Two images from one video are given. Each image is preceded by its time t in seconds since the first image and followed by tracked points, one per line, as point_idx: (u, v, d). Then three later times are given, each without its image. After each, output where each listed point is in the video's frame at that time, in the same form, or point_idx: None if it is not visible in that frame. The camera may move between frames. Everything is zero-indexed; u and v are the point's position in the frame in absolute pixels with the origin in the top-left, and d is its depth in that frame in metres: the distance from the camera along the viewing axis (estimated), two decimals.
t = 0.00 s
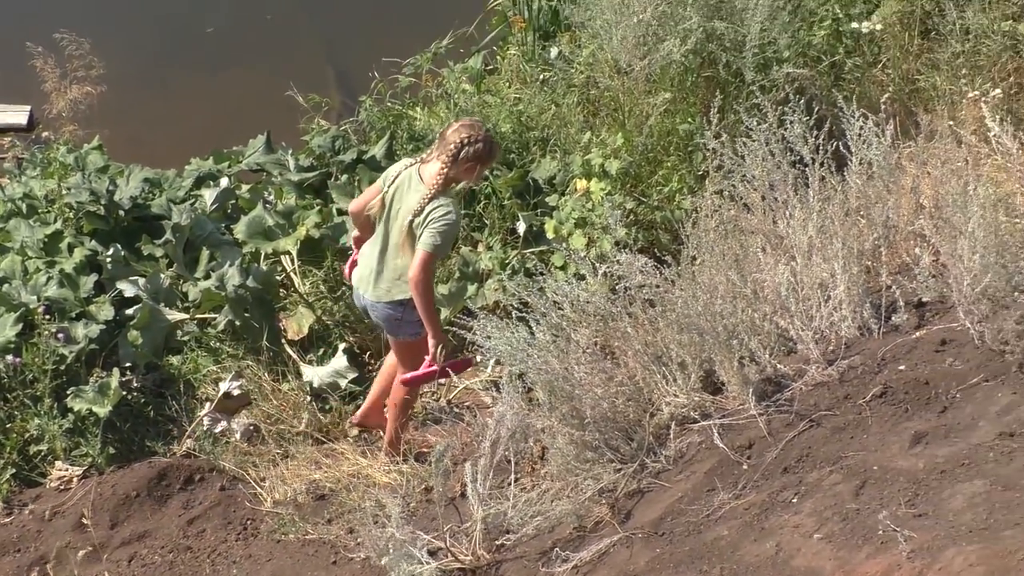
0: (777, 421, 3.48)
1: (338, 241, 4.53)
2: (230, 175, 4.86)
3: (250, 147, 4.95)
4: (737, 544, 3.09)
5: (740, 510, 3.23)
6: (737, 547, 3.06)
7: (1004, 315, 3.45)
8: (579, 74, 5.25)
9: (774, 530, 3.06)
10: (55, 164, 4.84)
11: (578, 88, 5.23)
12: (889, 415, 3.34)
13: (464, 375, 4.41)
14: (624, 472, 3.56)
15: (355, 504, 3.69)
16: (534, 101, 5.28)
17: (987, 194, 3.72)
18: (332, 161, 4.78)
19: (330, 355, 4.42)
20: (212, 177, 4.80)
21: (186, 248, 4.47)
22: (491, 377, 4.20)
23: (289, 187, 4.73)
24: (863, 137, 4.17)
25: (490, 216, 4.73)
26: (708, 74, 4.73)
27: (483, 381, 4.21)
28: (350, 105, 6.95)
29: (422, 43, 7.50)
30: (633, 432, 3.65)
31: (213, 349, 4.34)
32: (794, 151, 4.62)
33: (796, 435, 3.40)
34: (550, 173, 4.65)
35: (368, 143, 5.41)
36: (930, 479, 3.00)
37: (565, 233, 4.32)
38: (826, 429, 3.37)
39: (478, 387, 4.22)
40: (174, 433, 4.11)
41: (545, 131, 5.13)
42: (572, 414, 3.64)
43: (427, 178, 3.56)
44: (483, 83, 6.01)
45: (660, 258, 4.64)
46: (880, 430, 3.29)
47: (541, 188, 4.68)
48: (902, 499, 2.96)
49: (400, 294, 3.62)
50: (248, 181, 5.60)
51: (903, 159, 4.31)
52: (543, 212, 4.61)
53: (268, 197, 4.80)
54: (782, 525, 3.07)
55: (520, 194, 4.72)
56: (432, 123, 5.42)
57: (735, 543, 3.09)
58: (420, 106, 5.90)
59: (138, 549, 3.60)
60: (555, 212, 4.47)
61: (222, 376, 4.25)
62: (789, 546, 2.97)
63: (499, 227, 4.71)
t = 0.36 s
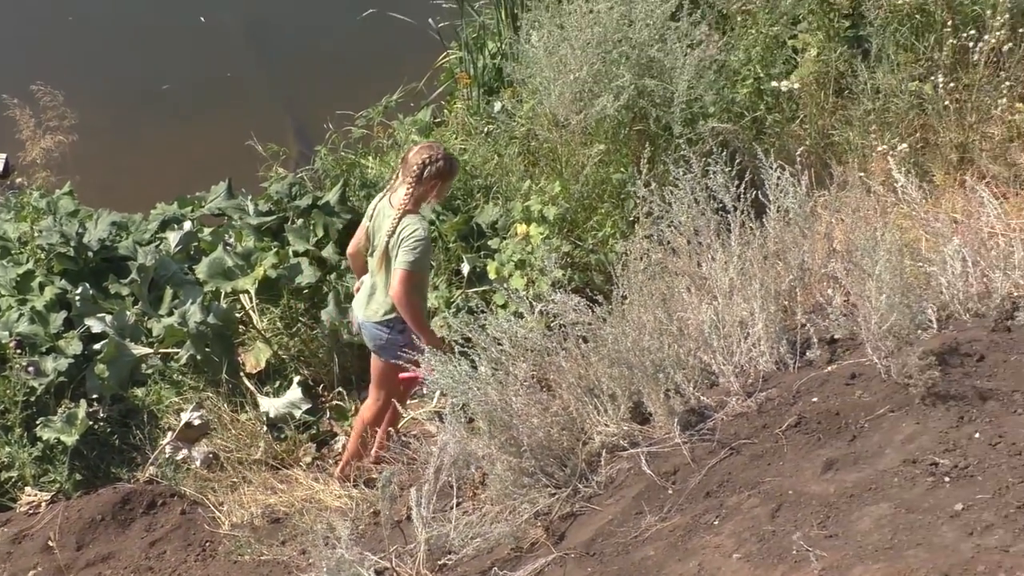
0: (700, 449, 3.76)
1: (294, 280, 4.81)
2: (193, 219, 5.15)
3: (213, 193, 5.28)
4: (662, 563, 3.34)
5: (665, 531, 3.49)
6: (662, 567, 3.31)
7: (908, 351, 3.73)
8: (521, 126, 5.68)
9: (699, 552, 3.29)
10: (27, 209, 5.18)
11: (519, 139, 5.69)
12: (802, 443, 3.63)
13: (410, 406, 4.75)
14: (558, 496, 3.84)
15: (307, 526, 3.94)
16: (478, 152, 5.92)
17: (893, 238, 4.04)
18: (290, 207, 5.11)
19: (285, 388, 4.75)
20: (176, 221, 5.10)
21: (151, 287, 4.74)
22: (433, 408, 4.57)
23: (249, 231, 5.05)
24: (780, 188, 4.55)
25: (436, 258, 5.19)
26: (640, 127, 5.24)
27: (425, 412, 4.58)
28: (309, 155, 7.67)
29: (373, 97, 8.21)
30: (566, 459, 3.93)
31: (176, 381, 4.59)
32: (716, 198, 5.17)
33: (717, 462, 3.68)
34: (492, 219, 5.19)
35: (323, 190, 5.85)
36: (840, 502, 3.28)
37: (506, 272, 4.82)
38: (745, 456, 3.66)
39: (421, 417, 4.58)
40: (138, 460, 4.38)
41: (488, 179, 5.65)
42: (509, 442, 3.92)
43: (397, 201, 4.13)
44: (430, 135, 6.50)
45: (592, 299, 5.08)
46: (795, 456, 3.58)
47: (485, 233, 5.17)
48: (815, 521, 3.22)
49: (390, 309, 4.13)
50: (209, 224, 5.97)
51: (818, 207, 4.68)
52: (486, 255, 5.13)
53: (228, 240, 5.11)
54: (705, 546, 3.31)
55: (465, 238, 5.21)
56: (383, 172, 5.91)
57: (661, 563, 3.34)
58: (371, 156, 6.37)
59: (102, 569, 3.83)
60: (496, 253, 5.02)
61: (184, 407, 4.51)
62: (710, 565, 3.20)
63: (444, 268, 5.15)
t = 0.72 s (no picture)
0: (633, 455, 4.06)
1: (257, 301, 5.16)
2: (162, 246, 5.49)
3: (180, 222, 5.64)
4: (599, 560, 3.59)
5: (602, 532, 3.75)
6: (599, 564, 3.56)
7: (823, 362, 4.06)
8: (467, 158, 6.35)
9: (632, 549, 3.55)
10: (7, 238, 5.65)
11: (466, 170, 6.30)
12: (727, 448, 3.93)
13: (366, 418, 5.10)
14: (502, 501, 4.14)
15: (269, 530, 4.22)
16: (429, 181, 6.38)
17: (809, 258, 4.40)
18: (252, 234, 5.52)
19: (250, 403, 5.05)
20: (146, 248, 5.44)
21: (123, 309, 5.06)
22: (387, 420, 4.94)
23: (214, 256, 5.38)
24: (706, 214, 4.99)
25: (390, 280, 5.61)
26: (577, 158, 5.91)
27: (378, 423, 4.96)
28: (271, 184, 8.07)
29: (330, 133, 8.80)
30: (510, 465, 4.24)
31: (147, 397, 4.91)
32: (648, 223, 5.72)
33: (650, 466, 3.98)
34: (440, 245, 5.75)
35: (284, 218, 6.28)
36: (762, 502, 3.55)
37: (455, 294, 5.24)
38: (676, 461, 3.95)
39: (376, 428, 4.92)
40: (111, 471, 4.67)
41: (437, 207, 6.24)
42: (457, 450, 4.21)
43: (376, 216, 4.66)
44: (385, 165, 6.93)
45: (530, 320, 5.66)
46: (721, 460, 3.87)
47: (435, 256, 5.73)
48: (739, 520, 3.48)
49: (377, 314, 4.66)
50: (177, 250, 6.35)
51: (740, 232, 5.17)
52: (436, 276, 5.66)
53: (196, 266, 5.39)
54: (637, 544, 3.57)
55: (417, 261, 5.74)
56: (340, 201, 6.35)
57: (598, 560, 3.60)
58: (330, 185, 6.80)
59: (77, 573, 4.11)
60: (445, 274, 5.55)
61: (154, 421, 4.82)
62: (643, 563, 3.45)
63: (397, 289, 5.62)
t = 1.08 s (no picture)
0: (599, 462, 4.30)
1: (242, 322, 5.38)
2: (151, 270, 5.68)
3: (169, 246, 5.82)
4: (569, 563, 3.78)
5: (572, 535, 3.96)
6: (569, 567, 3.75)
7: (779, 372, 4.33)
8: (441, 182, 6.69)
9: (599, 552, 3.75)
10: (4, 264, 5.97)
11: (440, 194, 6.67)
12: (689, 454, 4.16)
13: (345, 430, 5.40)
14: (477, 508, 4.35)
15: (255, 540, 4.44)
16: (404, 206, 6.70)
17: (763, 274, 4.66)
18: (238, 257, 5.67)
19: (235, 418, 5.34)
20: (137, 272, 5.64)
21: (114, 330, 5.23)
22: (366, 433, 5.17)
23: (202, 279, 5.57)
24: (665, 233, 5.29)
25: (368, 300, 5.92)
26: (545, 182, 6.22)
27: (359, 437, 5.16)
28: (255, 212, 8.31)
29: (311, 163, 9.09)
30: (483, 474, 4.47)
31: (137, 415, 5.16)
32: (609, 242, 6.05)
33: (616, 473, 4.20)
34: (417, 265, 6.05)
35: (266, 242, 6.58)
36: (722, 505, 3.74)
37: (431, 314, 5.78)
38: (639, 468, 4.18)
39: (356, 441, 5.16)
40: (104, 486, 4.92)
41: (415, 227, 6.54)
42: (433, 459, 4.43)
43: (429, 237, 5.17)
44: (362, 191, 7.24)
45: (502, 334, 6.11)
46: (683, 466, 4.10)
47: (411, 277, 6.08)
48: (700, 523, 3.67)
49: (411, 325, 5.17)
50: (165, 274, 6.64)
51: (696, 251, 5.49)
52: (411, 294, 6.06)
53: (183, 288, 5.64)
54: (604, 547, 3.77)
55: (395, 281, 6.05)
56: (320, 225, 6.65)
57: (568, 564, 3.78)
58: (309, 211, 7.11)
59: None
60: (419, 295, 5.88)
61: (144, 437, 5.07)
62: (610, 565, 3.65)
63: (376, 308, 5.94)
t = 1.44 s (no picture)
0: (562, 481, 4.30)
1: (204, 347, 5.36)
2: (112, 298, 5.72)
3: (129, 273, 5.86)
4: None
5: (534, 555, 3.97)
6: None
7: (736, 389, 4.36)
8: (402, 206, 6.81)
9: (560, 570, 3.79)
10: None
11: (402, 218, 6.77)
12: (650, 472, 4.18)
13: (309, 454, 5.38)
14: (439, 529, 4.36)
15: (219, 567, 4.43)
16: (367, 230, 6.77)
17: (719, 292, 4.72)
18: (199, 283, 5.72)
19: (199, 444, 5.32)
20: (97, 299, 5.66)
21: (75, 358, 5.24)
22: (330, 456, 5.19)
23: (162, 305, 5.60)
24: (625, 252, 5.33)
25: (331, 324, 6.01)
26: (506, 204, 6.38)
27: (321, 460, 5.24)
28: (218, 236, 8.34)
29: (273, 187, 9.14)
30: (446, 495, 4.48)
31: (99, 443, 5.18)
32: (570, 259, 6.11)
33: (577, 492, 4.21)
34: (379, 288, 6.06)
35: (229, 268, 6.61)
36: (683, 522, 3.77)
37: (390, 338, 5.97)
38: (601, 486, 4.19)
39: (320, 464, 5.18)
40: (65, 515, 4.90)
41: (377, 252, 6.65)
42: (395, 482, 4.44)
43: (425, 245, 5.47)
44: (326, 215, 7.29)
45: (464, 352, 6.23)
46: (644, 483, 4.12)
47: (374, 299, 6.09)
48: (662, 539, 3.71)
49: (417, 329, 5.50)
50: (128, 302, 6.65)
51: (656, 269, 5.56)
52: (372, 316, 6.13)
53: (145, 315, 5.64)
54: (565, 567, 3.80)
55: (357, 303, 6.10)
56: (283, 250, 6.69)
57: None
58: (274, 235, 7.14)
59: None
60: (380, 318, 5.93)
61: (106, 465, 5.08)
62: None
63: (339, 330, 6.00)
